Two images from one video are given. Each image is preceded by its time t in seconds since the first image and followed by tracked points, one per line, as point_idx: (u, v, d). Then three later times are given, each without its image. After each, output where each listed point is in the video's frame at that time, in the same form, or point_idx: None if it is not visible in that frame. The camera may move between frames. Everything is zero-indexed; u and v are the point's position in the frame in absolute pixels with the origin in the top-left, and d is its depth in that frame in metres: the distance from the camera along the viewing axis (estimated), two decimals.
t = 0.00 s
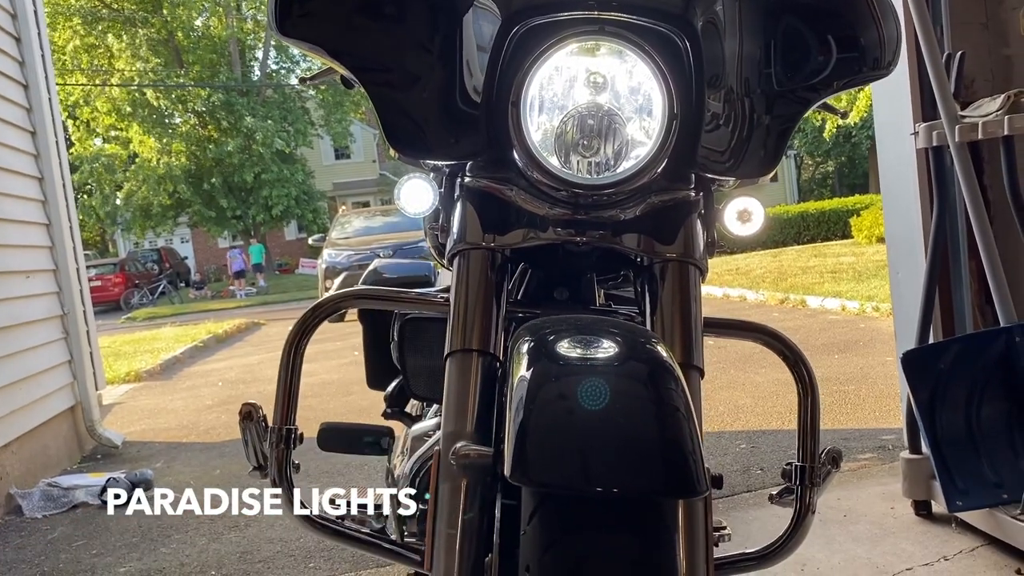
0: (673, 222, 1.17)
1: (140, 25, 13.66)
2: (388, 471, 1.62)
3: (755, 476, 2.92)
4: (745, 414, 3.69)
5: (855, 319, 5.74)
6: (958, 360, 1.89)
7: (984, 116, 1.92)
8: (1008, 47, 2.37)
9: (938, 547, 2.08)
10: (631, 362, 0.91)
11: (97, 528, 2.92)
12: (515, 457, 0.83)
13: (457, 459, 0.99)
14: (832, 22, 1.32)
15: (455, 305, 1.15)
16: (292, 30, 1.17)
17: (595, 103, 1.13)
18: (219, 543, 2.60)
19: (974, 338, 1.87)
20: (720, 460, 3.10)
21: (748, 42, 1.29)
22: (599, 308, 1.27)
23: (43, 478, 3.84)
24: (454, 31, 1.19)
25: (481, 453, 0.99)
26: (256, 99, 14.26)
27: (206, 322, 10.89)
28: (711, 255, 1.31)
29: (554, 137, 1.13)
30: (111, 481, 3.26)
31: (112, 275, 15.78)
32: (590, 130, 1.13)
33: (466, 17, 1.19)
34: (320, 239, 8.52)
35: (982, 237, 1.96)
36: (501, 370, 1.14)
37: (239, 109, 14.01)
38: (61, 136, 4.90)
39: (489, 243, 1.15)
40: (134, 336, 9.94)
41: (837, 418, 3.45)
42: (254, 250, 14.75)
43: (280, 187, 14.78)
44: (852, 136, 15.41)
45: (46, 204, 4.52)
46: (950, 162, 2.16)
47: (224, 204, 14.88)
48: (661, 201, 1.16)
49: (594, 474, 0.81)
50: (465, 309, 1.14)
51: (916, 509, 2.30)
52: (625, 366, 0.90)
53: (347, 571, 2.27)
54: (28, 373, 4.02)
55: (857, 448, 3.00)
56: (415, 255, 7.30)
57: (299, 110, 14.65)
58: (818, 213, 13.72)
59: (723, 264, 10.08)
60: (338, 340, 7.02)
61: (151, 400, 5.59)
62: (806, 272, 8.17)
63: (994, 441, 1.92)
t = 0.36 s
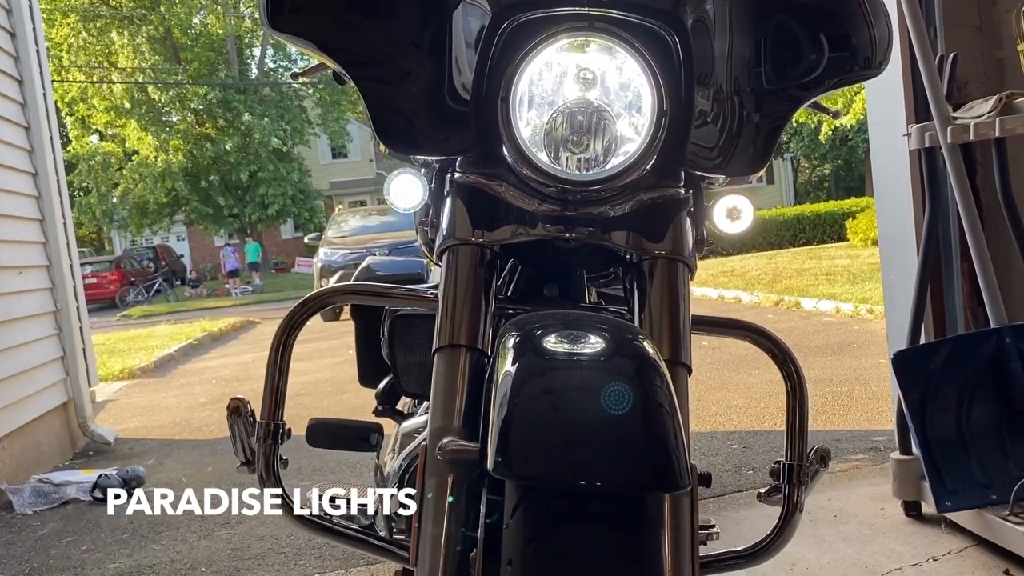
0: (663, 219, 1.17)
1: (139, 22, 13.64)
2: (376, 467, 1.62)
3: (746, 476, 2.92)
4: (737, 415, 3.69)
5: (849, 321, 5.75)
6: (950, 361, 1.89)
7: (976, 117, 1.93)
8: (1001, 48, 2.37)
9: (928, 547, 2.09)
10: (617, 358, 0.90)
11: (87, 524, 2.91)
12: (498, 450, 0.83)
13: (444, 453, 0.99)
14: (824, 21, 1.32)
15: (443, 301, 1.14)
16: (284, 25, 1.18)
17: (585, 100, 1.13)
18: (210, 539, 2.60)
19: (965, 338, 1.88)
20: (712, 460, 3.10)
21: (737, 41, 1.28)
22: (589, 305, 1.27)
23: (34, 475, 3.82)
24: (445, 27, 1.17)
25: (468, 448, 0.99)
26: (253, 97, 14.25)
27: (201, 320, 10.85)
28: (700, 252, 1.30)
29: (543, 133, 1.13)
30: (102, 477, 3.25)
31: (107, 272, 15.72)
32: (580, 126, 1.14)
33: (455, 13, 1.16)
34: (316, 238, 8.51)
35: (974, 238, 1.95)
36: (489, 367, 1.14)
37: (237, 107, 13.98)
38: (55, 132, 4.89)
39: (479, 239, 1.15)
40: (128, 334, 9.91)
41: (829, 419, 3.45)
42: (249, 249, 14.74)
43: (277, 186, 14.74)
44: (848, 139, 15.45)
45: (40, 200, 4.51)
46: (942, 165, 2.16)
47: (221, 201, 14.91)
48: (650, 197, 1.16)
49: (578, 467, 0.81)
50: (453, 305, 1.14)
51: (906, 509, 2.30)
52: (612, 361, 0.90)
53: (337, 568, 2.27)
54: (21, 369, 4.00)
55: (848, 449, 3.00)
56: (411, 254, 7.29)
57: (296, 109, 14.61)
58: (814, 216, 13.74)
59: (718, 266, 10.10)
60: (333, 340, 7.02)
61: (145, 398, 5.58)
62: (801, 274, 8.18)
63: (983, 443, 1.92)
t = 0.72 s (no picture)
0: (645, 222, 1.19)
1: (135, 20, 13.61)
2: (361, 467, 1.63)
3: (732, 480, 2.93)
4: (725, 419, 3.71)
5: (838, 326, 5.77)
6: (931, 366, 1.91)
7: (961, 126, 1.95)
8: (988, 57, 2.39)
9: (909, 551, 2.10)
10: (596, 359, 0.91)
11: (73, 522, 2.91)
12: (474, 447, 0.84)
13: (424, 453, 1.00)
14: (810, 27, 1.33)
15: (427, 301, 1.15)
16: (272, 24, 1.19)
17: (569, 103, 1.14)
18: (196, 537, 2.60)
19: (947, 344, 1.90)
20: (698, 463, 3.11)
21: (721, 46, 1.28)
22: (573, 306, 1.27)
23: (21, 472, 3.81)
24: (429, 27, 1.18)
25: (448, 447, 1.00)
26: (249, 96, 14.25)
27: (193, 320, 10.82)
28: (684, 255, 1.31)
29: (526, 135, 1.14)
30: (89, 475, 3.23)
31: (99, 270, 15.67)
32: (563, 128, 1.14)
33: (440, 14, 1.17)
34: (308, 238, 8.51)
35: (956, 242, 1.97)
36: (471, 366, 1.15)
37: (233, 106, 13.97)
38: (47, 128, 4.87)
39: (463, 238, 1.16)
40: (120, 332, 9.87)
41: (816, 424, 3.47)
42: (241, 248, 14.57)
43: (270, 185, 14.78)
44: (842, 145, 15.51)
45: (31, 197, 4.50)
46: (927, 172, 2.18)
47: (215, 200, 14.89)
48: (633, 200, 1.17)
49: (553, 465, 0.82)
50: (436, 305, 1.14)
51: (889, 514, 2.31)
52: (591, 362, 0.91)
53: (322, 567, 2.27)
54: (9, 365, 3.99)
55: (833, 453, 3.02)
56: (403, 255, 7.29)
57: (291, 109, 14.59)
58: (807, 222, 13.78)
59: (710, 270, 10.12)
60: (324, 340, 7.01)
61: (134, 396, 5.57)
62: (793, 279, 8.21)
63: (965, 447, 1.93)
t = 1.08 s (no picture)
0: (638, 230, 1.19)
1: (130, 20, 13.60)
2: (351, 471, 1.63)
3: (721, 486, 2.94)
4: (715, 425, 3.72)
5: (829, 334, 5.81)
6: (920, 375, 1.92)
7: (951, 137, 1.97)
8: (979, 70, 2.41)
9: (895, 559, 2.11)
10: (587, 365, 0.92)
11: (62, 522, 2.90)
12: (465, 451, 0.85)
13: (416, 456, 1.01)
14: (804, 39, 1.34)
15: (421, 305, 1.16)
16: (269, 29, 1.18)
17: (564, 111, 1.15)
18: (185, 539, 2.59)
19: (937, 354, 1.92)
20: (688, 470, 3.13)
21: (714, 56, 1.29)
22: (564, 312, 1.28)
23: (9, 472, 3.79)
24: (426, 33, 1.19)
25: (439, 451, 1.00)
26: (243, 97, 14.24)
27: (185, 320, 10.79)
28: (674, 262, 1.32)
29: (520, 142, 1.15)
30: (78, 475, 3.21)
31: (90, 270, 15.60)
32: (558, 136, 1.15)
33: (437, 21, 1.19)
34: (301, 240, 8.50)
35: (946, 252, 1.98)
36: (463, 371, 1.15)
37: (227, 107, 13.95)
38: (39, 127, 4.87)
39: (456, 244, 1.17)
40: (110, 332, 9.83)
41: (805, 431, 3.48)
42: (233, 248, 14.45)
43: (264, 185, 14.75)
44: (834, 154, 15.61)
45: (24, 195, 4.49)
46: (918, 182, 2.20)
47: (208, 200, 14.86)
48: (627, 209, 1.18)
49: (545, 469, 0.83)
50: (428, 310, 1.15)
51: (876, 521, 2.32)
52: (582, 369, 0.91)
53: (312, 570, 2.27)
54: None
55: (822, 461, 3.03)
56: (396, 259, 7.30)
57: (286, 110, 14.59)
58: (798, 230, 13.85)
59: (702, 276, 10.16)
60: (315, 343, 7.00)
61: (124, 397, 5.55)
62: (784, 287, 8.26)
63: (952, 456, 1.95)
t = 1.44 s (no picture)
0: (585, 237, 1.22)
1: (120, 21, 13.55)
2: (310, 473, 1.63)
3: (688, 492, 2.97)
4: (686, 431, 3.75)
5: (806, 343, 5.86)
6: (876, 384, 1.96)
7: (907, 150, 1.99)
8: (942, 85, 2.45)
9: (848, 564, 2.13)
10: (522, 369, 0.94)
11: (30, 522, 2.89)
12: (389, 450, 0.87)
13: (358, 457, 1.04)
14: (756, 54, 1.37)
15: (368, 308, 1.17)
16: (228, 33, 1.20)
17: (510, 120, 1.17)
18: (153, 539, 2.60)
19: (893, 363, 1.95)
20: (656, 475, 3.15)
21: (659, 70, 1.30)
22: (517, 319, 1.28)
23: None
24: (376, 42, 1.20)
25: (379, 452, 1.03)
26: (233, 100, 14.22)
27: (169, 322, 10.76)
28: (622, 270, 1.35)
29: (468, 150, 1.17)
30: (49, 476, 3.20)
31: (76, 270, 15.53)
32: (505, 145, 1.17)
33: (386, 28, 1.19)
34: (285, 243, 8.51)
35: (902, 262, 2.01)
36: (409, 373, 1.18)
37: (217, 109, 13.91)
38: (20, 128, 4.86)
39: (405, 249, 1.19)
40: (94, 333, 9.80)
41: (775, 438, 3.52)
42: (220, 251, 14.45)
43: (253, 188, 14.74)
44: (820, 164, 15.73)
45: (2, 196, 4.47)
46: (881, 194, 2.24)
47: (196, 202, 14.83)
48: (572, 216, 1.21)
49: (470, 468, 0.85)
50: (376, 313, 1.17)
51: (833, 527, 2.34)
52: (516, 372, 0.94)
53: (275, 571, 2.28)
54: None
55: (788, 467, 3.07)
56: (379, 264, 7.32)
57: (275, 113, 14.58)
58: (783, 239, 13.95)
59: (686, 284, 10.21)
60: (297, 346, 7.00)
61: (103, 398, 5.53)
62: (766, 296, 8.32)
63: (906, 464, 1.98)
